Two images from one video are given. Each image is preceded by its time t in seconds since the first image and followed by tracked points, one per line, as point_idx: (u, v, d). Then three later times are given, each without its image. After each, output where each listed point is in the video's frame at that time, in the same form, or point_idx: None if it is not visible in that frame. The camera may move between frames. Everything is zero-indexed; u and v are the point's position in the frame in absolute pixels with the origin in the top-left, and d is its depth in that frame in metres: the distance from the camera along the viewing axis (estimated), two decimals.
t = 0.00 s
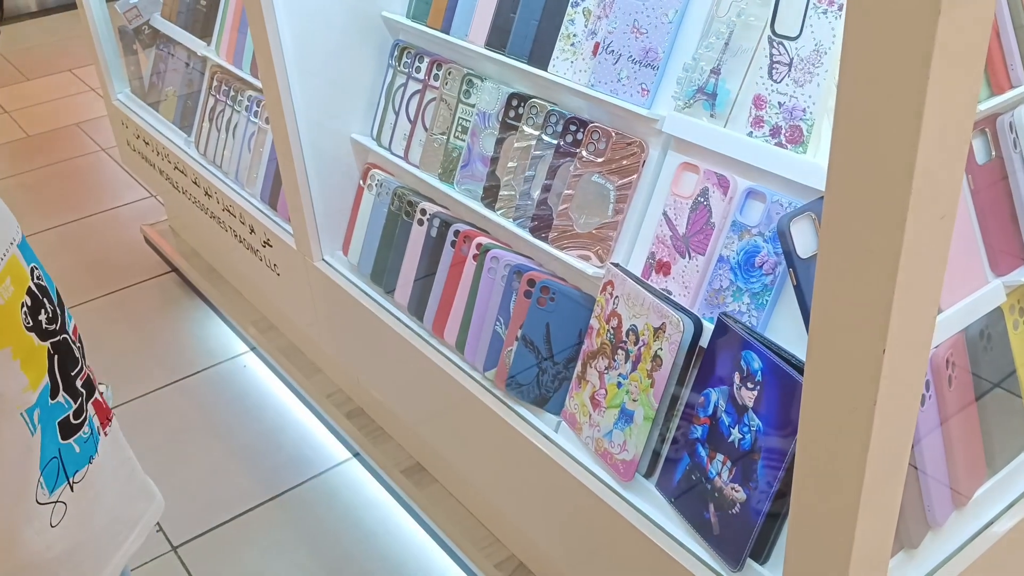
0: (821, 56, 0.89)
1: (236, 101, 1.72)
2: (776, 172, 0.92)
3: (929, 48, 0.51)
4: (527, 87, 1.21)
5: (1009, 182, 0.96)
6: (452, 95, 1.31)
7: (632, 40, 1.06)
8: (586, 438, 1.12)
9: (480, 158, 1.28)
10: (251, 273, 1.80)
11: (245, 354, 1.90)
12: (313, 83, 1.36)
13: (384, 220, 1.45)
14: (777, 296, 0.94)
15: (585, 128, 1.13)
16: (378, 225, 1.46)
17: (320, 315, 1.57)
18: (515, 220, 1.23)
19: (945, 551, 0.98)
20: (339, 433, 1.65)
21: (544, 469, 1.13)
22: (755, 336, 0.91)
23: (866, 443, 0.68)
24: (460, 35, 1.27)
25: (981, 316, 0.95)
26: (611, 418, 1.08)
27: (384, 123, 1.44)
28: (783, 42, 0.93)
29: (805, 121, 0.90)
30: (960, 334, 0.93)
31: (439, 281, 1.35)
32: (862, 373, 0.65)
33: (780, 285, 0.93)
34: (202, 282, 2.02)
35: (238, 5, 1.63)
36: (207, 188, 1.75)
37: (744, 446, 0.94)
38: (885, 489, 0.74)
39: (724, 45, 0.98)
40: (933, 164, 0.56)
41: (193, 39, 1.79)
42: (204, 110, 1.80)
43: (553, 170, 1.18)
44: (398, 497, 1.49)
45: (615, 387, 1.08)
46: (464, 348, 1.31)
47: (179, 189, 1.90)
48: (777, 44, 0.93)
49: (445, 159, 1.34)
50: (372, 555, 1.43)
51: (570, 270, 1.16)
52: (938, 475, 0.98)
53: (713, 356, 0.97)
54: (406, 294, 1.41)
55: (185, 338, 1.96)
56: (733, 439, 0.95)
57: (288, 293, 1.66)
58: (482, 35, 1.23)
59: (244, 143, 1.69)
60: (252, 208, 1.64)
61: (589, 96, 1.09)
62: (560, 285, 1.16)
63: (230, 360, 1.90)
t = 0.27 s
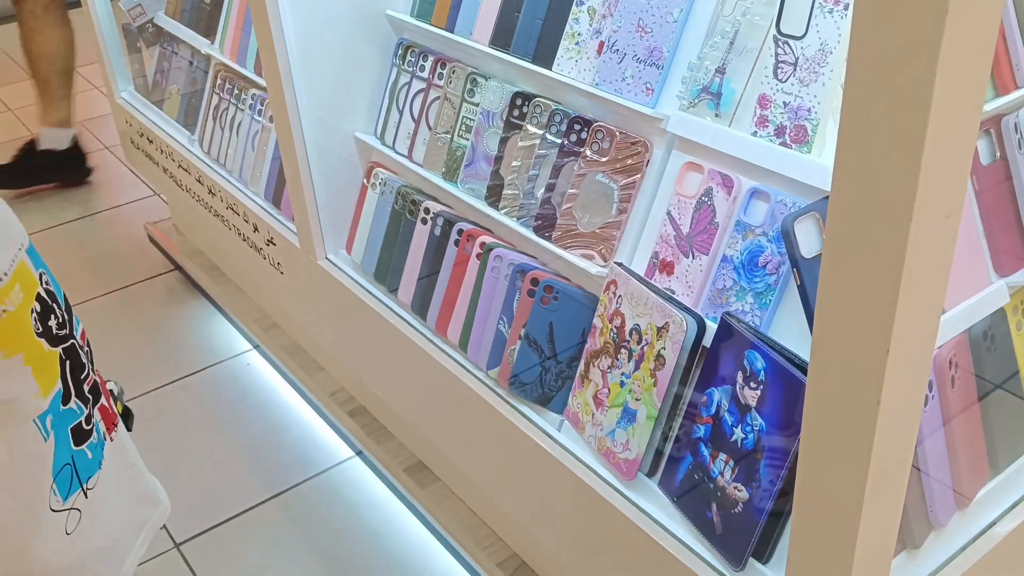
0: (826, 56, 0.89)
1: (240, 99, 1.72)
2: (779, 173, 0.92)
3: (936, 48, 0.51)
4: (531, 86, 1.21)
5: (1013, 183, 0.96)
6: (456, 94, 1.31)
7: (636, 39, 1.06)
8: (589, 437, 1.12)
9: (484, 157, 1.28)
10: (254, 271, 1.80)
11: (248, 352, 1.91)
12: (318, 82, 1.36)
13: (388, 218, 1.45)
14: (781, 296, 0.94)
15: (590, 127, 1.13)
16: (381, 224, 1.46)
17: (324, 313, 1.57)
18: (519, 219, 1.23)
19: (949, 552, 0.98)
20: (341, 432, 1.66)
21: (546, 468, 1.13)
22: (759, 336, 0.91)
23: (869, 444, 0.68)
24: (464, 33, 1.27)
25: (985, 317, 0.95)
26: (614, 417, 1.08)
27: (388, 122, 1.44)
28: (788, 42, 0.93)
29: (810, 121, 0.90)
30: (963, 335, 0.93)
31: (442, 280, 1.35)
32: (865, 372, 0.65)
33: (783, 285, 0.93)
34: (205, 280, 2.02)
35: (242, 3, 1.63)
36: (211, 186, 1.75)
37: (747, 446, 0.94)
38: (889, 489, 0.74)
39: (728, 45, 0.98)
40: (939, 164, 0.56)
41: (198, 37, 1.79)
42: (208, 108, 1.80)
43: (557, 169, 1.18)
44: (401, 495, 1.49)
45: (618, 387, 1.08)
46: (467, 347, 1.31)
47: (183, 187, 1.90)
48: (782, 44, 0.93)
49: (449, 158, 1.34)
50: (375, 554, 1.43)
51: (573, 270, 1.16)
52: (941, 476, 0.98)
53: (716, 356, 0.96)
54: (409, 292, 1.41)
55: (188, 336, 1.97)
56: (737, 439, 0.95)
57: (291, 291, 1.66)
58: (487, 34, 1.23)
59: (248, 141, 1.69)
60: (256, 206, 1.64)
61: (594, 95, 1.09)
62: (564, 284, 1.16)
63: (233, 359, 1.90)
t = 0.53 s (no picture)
0: (832, 56, 0.88)
1: (239, 98, 1.70)
2: (788, 174, 0.90)
3: (948, 50, 0.50)
4: (533, 86, 1.20)
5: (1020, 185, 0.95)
6: (457, 94, 1.30)
7: (639, 39, 1.05)
8: (591, 441, 1.11)
9: (485, 157, 1.27)
10: (253, 272, 1.79)
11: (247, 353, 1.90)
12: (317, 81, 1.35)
13: (388, 219, 1.44)
14: (786, 299, 0.93)
15: (592, 127, 1.12)
16: (381, 224, 1.45)
17: (324, 314, 1.56)
18: (521, 220, 1.22)
19: (954, 557, 0.97)
20: (341, 433, 1.64)
21: (547, 472, 1.12)
22: (764, 339, 0.90)
23: (877, 451, 0.67)
24: (465, 33, 1.26)
25: (992, 321, 0.94)
26: (616, 421, 1.07)
27: (388, 121, 1.43)
28: (793, 42, 0.91)
29: (815, 122, 0.89)
30: (969, 338, 0.92)
31: (442, 281, 1.34)
32: (873, 377, 0.64)
33: (789, 287, 0.92)
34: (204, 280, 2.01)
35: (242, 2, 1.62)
36: (210, 186, 1.74)
37: (751, 450, 0.92)
38: (896, 496, 0.73)
39: (733, 44, 0.97)
40: (949, 166, 0.55)
41: (197, 35, 1.77)
42: (207, 108, 1.79)
43: (559, 170, 1.17)
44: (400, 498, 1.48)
45: (621, 390, 1.07)
46: (468, 349, 1.29)
47: (182, 187, 1.89)
48: (787, 44, 0.92)
49: (450, 158, 1.33)
50: (374, 557, 1.42)
51: (575, 271, 1.14)
52: (948, 481, 0.97)
53: (720, 359, 0.95)
54: (409, 294, 1.40)
55: (187, 337, 1.96)
56: (741, 444, 0.94)
57: (291, 292, 1.65)
58: (488, 33, 1.22)
59: (248, 141, 1.68)
60: (255, 207, 1.63)
61: (596, 95, 1.08)
62: (566, 286, 1.14)
63: (232, 359, 1.89)
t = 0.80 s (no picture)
0: (830, 49, 0.86)
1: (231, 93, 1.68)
2: (785, 168, 0.88)
3: (948, 37, 0.48)
4: (528, 80, 1.18)
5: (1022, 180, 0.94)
6: (452, 88, 1.29)
7: (636, 32, 1.04)
8: (586, 440, 1.09)
9: (479, 153, 1.25)
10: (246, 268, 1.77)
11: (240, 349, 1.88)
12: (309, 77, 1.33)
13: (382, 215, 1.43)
14: (784, 296, 0.91)
15: (588, 122, 1.11)
16: (375, 220, 1.43)
17: (318, 311, 1.54)
18: (515, 215, 1.20)
19: (954, 558, 0.95)
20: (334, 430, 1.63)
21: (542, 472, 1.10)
22: (761, 337, 0.89)
23: (875, 451, 0.65)
24: (460, 27, 1.24)
25: (992, 319, 0.93)
26: (611, 420, 1.06)
27: (382, 116, 1.41)
28: (792, 34, 0.90)
29: (814, 115, 0.87)
30: (970, 336, 0.90)
31: (436, 277, 1.33)
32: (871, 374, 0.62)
33: (786, 284, 0.90)
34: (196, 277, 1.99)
35: None
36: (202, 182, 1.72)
37: (748, 450, 0.91)
38: (895, 497, 0.72)
39: (730, 37, 0.96)
40: (950, 158, 0.54)
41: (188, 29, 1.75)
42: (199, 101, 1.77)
43: (554, 165, 1.16)
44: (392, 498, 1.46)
45: (616, 388, 1.05)
46: (462, 347, 1.28)
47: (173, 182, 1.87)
48: (785, 36, 0.91)
49: (444, 154, 1.31)
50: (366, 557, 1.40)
51: (571, 269, 1.13)
52: (949, 481, 0.95)
53: (716, 357, 0.94)
54: (402, 291, 1.38)
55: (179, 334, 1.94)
56: (737, 443, 0.92)
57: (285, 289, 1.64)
58: (483, 26, 1.20)
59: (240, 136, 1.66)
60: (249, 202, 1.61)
61: (592, 89, 1.06)
62: (561, 284, 1.13)
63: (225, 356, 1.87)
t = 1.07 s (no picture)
0: None
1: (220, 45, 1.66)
2: (765, 111, 0.87)
3: None
4: (513, 27, 1.16)
5: (1016, 127, 0.91)
6: (436, 36, 1.27)
7: None
8: (568, 393, 1.08)
9: (464, 102, 1.23)
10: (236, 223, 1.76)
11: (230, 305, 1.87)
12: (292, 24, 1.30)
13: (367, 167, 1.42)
14: (768, 244, 0.89)
15: (573, 69, 1.08)
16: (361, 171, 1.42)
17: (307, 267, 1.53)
18: (499, 166, 1.19)
19: (937, 510, 0.95)
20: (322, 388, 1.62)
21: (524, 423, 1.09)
22: (744, 285, 0.87)
23: (852, 391, 0.64)
24: None
25: (980, 269, 0.91)
26: (594, 371, 1.04)
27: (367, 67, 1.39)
28: None
29: (801, 57, 0.85)
30: (958, 284, 0.88)
31: (420, 230, 1.31)
32: (851, 313, 0.61)
33: (770, 232, 0.88)
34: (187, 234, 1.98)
35: None
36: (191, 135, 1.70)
37: (729, 399, 0.89)
38: (873, 442, 0.71)
39: None
40: (934, 84, 0.52)
41: None
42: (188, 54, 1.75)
43: (539, 113, 1.14)
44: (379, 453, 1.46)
45: (599, 340, 1.04)
46: (446, 301, 1.27)
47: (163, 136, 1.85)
48: None
49: (428, 103, 1.30)
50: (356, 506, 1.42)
51: (555, 220, 1.11)
52: (934, 438, 0.94)
53: (699, 306, 0.92)
54: (386, 245, 1.37)
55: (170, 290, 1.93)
56: (718, 392, 0.91)
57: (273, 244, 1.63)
58: None
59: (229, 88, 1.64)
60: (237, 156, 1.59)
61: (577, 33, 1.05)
62: (545, 236, 1.11)
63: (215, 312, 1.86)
